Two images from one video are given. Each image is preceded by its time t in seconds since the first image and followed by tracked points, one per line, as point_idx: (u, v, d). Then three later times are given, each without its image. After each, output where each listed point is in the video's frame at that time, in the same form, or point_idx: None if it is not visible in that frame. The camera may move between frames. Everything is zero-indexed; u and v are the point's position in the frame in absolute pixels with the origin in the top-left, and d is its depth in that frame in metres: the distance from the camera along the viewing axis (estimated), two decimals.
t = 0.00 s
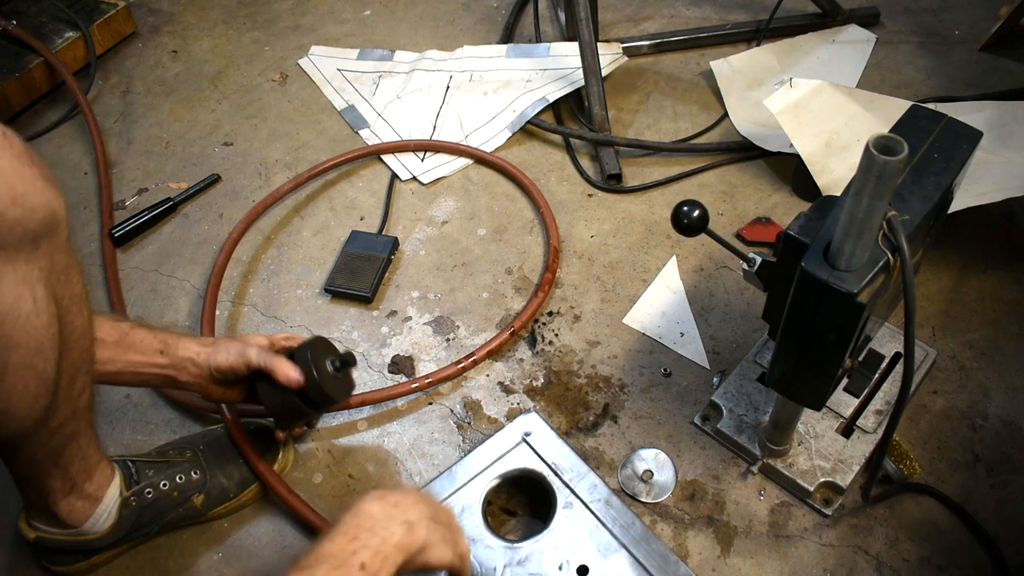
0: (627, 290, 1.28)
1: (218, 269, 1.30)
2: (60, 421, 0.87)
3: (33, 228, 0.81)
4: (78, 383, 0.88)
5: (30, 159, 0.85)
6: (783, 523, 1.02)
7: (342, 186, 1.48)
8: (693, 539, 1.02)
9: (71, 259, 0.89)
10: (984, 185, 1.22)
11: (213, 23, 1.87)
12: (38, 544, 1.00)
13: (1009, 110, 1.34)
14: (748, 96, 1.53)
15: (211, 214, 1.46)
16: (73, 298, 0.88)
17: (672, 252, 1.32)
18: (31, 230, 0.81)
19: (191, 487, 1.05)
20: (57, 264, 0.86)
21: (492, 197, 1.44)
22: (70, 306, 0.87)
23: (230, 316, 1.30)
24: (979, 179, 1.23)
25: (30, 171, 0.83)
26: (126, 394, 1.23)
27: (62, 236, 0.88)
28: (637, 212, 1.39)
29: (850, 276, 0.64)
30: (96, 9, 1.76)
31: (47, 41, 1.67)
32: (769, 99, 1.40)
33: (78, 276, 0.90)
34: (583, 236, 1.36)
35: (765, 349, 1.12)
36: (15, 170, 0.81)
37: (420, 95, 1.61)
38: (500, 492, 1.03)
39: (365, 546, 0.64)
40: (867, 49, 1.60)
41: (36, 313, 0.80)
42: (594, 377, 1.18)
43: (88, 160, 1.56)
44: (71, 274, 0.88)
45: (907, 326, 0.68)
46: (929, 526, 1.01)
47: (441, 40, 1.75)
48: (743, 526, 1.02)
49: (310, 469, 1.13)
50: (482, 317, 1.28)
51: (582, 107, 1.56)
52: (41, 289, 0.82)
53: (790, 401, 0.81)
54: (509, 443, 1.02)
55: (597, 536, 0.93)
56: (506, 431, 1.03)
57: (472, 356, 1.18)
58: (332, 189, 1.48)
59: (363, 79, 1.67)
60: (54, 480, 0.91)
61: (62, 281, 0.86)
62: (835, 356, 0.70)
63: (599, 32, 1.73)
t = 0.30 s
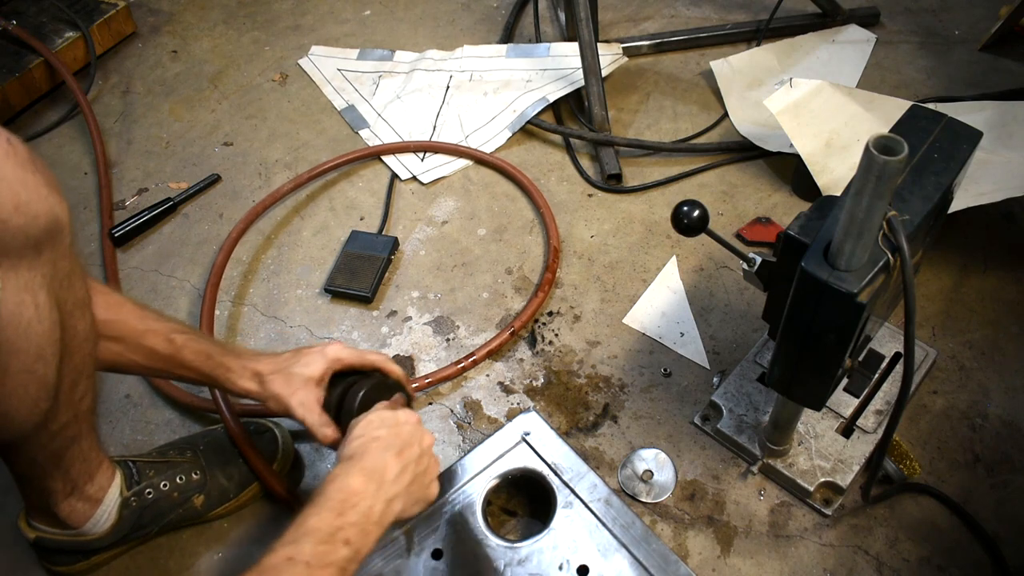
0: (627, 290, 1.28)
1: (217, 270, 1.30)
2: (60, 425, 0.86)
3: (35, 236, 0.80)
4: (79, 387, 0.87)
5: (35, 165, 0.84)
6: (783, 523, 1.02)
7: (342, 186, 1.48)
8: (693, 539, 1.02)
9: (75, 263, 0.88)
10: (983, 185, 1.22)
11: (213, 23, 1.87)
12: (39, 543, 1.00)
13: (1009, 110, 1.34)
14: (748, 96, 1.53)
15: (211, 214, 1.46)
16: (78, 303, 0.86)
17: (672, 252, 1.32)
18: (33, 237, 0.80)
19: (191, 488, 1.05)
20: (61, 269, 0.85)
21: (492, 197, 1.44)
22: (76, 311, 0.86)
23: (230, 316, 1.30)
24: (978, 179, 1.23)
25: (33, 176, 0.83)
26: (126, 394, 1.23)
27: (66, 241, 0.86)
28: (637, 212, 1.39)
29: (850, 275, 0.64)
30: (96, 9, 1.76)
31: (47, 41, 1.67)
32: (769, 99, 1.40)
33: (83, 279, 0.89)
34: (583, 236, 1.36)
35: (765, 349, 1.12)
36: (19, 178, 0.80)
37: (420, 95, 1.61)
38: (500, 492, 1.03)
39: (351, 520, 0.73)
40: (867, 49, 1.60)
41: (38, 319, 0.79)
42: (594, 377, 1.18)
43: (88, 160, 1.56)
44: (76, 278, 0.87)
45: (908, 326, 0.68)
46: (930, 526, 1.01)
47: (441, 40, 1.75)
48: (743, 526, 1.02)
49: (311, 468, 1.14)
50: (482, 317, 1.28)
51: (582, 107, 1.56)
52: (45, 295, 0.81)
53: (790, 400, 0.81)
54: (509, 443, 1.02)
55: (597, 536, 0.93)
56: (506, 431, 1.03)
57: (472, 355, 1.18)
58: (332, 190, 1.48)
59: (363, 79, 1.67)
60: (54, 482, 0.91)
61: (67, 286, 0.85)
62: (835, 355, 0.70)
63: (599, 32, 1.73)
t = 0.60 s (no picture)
0: (627, 290, 1.28)
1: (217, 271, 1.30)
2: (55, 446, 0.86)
3: (51, 249, 0.78)
4: (88, 395, 0.87)
5: (53, 176, 0.81)
6: (783, 523, 1.02)
7: (342, 186, 1.48)
8: (693, 539, 1.02)
9: (88, 272, 0.86)
10: (984, 185, 1.22)
11: (213, 23, 1.87)
12: (39, 544, 1.00)
13: (1009, 110, 1.34)
14: (747, 96, 1.53)
15: (211, 214, 1.46)
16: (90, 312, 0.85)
17: (672, 252, 1.32)
18: (48, 250, 0.78)
19: (192, 489, 1.05)
20: (75, 278, 0.83)
21: (492, 197, 1.44)
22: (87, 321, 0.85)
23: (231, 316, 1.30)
24: (978, 179, 1.23)
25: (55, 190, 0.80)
26: (127, 394, 1.23)
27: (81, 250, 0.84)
28: (637, 212, 1.39)
29: (850, 276, 0.64)
30: (96, 9, 1.76)
31: (47, 41, 1.67)
32: (769, 99, 1.40)
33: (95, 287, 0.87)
34: (583, 237, 1.36)
35: (765, 349, 1.12)
36: (40, 189, 0.78)
37: (420, 95, 1.61)
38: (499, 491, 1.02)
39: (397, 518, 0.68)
40: (867, 49, 1.60)
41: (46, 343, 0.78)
42: (594, 377, 1.18)
43: (88, 160, 1.56)
44: (89, 286, 0.85)
45: (908, 326, 0.68)
46: (929, 526, 1.01)
47: (441, 41, 1.75)
48: (743, 526, 1.02)
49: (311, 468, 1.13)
50: (482, 317, 1.28)
51: (582, 107, 1.56)
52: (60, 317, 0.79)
53: (790, 401, 0.81)
54: (509, 443, 1.03)
55: (597, 536, 0.93)
56: (506, 431, 1.04)
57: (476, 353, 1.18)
58: (332, 190, 1.48)
59: (363, 79, 1.67)
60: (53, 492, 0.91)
61: (80, 295, 0.83)
62: (835, 356, 0.70)
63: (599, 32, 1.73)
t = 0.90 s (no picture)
0: (627, 290, 1.28)
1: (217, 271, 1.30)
2: (112, 419, 0.86)
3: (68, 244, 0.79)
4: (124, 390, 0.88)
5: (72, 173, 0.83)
6: (783, 523, 1.02)
7: (342, 186, 1.48)
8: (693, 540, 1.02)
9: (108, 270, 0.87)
10: (984, 185, 1.22)
11: (212, 23, 1.87)
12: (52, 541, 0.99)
13: (1010, 110, 1.34)
14: (747, 96, 1.53)
15: (211, 214, 1.46)
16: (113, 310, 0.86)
17: (672, 252, 1.32)
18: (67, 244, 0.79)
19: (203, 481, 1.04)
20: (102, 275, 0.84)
21: (492, 197, 1.44)
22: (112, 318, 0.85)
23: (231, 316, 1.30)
24: (979, 179, 1.23)
25: (68, 164, 0.81)
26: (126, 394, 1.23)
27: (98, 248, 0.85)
28: (637, 212, 1.39)
29: (850, 275, 0.64)
30: (96, 9, 1.76)
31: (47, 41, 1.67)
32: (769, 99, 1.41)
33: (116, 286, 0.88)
34: (583, 237, 1.36)
35: (765, 350, 1.12)
36: (57, 188, 0.79)
37: (420, 95, 1.61)
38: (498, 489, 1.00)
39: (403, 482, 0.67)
40: (867, 49, 1.60)
41: (82, 310, 0.79)
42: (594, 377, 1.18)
43: (88, 161, 1.56)
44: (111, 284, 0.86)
45: (908, 326, 0.68)
46: (929, 526, 1.01)
47: (441, 41, 1.75)
48: (743, 526, 1.02)
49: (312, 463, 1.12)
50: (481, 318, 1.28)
51: (582, 107, 1.56)
52: (91, 285, 0.80)
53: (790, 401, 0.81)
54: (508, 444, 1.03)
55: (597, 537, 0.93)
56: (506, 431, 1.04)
57: (476, 350, 1.17)
58: (332, 190, 1.48)
59: (363, 79, 1.67)
60: (104, 474, 0.90)
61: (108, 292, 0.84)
62: (836, 356, 0.70)
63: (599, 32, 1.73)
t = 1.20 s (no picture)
0: (627, 290, 1.28)
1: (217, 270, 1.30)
2: (114, 421, 0.86)
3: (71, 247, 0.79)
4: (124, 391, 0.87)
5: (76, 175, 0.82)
6: (783, 523, 1.02)
7: (342, 186, 1.48)
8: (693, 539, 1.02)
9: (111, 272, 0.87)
10: (984, 185, 1.22)
11: (212, 24, 1.87)
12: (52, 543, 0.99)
13: (1010, 110, 1.34)
14: (747, 97, 1.53)
15: (211, 214, 1.46)
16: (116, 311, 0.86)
17: (672, 252, 1.32)
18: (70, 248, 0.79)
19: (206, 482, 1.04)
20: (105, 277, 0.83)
21: (492, 197, 1.44)
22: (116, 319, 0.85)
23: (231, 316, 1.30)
24: (979, 179, 1.23)
25: (72, 167, 0.81)
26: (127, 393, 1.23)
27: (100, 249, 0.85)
28: (637, 212, 1.39)
29: (850, 275, 0.64)
30: (96, 9, 1.76)
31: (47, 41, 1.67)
32: (769, 99, 1.41)
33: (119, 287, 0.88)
34: (583, 237, 1.36)
35: (765, 349, 1.12)
36: (61, 189, 0.79)
37: (420, 95, 1.61)
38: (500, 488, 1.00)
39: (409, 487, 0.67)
40: (867, 49, 1.60)
41: (86, 314, 0.78)
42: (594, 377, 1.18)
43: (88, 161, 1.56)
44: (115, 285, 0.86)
45: (907, 326, 0.68)
46: (929, 526, 1.01)
47: (441, 41, 1.75)
48: (743, 526, 1.02)
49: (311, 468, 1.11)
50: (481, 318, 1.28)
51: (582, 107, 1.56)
52: (95, 288, 0.80)
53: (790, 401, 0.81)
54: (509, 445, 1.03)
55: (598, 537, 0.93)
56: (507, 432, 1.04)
57: (476, 350, 1.17)
58: (332, 190, 1.48)
59: (362, 79, 1.67)
60: (105, 475, 0.90)
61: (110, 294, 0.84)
62: (835, 355, 0.70)
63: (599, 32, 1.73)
